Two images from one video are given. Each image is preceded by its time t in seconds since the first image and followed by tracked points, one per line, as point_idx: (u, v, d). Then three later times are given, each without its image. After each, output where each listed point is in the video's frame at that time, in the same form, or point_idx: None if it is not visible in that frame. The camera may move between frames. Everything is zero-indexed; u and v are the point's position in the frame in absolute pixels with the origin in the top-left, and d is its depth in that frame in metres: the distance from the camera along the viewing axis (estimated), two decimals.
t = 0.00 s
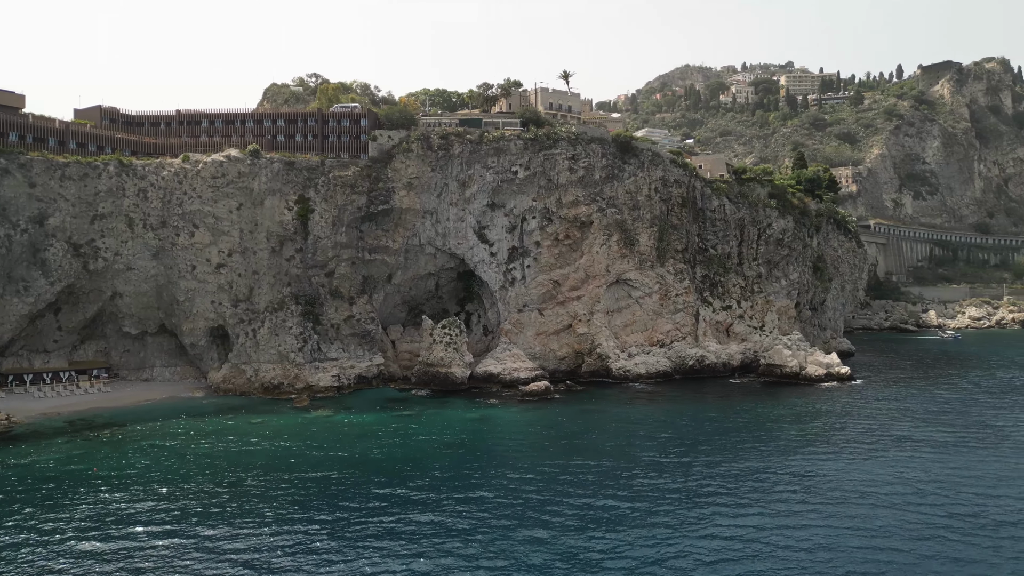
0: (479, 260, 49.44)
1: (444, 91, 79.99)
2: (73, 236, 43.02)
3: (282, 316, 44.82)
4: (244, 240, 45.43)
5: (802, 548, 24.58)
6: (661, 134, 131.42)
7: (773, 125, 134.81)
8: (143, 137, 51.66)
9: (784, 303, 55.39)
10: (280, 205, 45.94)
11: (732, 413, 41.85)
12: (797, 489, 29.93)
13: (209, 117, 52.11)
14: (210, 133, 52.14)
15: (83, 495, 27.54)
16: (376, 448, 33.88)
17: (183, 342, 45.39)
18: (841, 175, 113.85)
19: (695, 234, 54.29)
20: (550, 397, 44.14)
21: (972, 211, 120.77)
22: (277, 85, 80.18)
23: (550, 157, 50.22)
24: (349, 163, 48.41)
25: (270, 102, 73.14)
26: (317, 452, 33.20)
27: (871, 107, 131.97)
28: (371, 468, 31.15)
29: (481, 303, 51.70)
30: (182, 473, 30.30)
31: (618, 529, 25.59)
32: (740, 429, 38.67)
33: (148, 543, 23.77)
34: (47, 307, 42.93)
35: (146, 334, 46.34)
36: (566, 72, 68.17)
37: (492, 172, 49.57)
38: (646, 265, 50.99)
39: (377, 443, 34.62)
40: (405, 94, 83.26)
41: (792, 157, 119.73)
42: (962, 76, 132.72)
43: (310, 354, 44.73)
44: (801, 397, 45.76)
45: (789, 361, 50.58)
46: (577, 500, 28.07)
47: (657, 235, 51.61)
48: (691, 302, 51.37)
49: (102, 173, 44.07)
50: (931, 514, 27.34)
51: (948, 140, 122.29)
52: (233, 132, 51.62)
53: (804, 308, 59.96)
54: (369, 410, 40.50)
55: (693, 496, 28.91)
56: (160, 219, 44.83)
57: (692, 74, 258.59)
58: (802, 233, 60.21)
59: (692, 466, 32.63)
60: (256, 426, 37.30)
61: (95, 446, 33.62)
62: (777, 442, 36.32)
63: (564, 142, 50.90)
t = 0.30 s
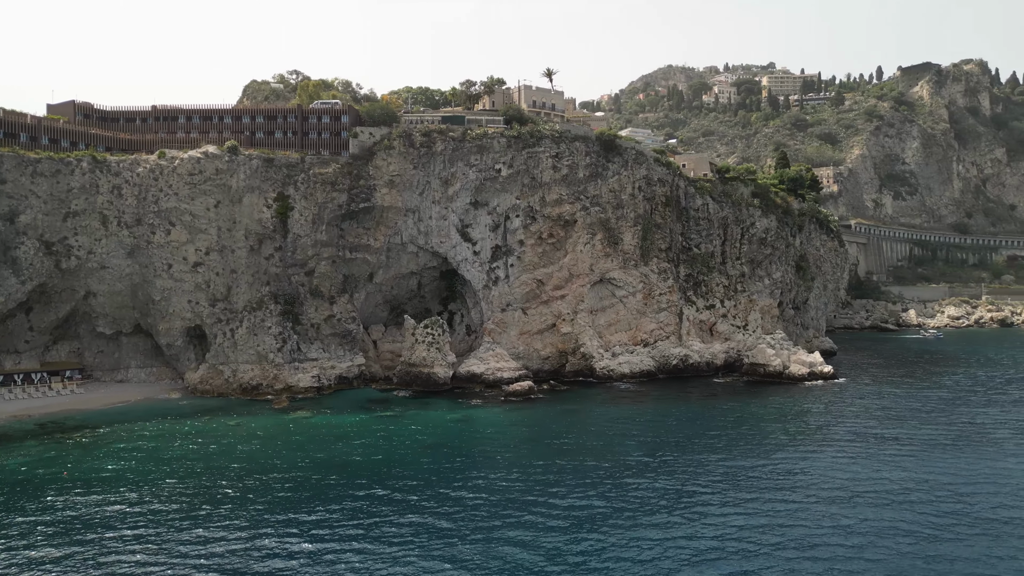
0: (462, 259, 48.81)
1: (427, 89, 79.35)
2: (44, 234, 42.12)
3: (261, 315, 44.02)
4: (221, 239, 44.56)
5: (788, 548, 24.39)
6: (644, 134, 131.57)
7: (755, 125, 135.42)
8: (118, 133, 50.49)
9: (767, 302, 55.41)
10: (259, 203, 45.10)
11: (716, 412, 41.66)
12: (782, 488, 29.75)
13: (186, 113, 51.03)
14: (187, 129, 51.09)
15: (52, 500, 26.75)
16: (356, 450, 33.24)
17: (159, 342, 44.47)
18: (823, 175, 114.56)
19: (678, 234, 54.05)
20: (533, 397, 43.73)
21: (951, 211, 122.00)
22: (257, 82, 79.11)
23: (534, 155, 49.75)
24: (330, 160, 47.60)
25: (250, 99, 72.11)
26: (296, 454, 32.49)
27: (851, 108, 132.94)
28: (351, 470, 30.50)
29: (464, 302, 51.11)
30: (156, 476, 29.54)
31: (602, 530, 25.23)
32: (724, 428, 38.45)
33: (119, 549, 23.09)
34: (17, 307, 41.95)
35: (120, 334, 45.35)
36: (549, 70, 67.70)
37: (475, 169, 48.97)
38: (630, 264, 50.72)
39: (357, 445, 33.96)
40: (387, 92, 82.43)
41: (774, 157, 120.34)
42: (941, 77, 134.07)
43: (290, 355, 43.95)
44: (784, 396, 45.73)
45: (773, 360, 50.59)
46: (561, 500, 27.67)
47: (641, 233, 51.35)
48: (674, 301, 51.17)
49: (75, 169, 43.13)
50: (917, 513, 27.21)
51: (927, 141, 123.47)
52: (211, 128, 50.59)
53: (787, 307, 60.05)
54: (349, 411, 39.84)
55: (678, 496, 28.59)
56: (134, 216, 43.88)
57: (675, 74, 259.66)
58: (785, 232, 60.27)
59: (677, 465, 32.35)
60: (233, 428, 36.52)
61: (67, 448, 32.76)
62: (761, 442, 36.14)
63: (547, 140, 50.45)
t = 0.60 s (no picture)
0: (444, 258, 48.23)
1: (409, 87, 78.68)
2: (15, 231, 41.09)
3: (239, 315, 43.20)
4: (198, 237, 43.67)
5: (774, 547, 24.20)
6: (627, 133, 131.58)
7: (737, 126, 135.95)
8: (91, 128, 49.29)
9: (750, 301, 55.43)
10: (237, 200, 44.26)
11: (700, 412, 41.50)
12: (767, 487, 29.59)
13: (162, 109, 49.95)
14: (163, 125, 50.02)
15: (21, 504, 25.95)
16: (337, 452, 32.60)
17: (134, 342, 43.53)
18: (805, 175, 115.19)
19: (662, 233, 53.81)
20: (517, 397, 43.31)
21: (930, 211, 123.24)
22: (236, 79, 77.97)
23: (517, 153, 49.29)
24: (310, 157, 46.84)
25: (229, 95, 71.00)
26: (275, 456, 31.81)
27: (832, 109, 133.86)
28: (330, 472, 29.88)
29: (446, 302, 50.53)
30: (130, 479, 28.77)
31: (587, 531, 24.89)
32: (708, 428, 38.27)
33: (90, 554, 22.39)
34: None
35: (94, 334, 44.35)
36: (533, 68, 67.25)
37: (457, 167, 48.39)
38: (613, 263, 50.45)
39: (337, 446, 33.32)
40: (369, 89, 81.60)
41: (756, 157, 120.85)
42: (920, 79, 135.41)
43: (269, 355, 43.15)
44: (768, 395, 45.70)
45: (756, 360, 50.57)
46: (546, 501, 27.29)
47: (624, 232, 51.11)
48: (658, 300, 50.97)
49: (46, 165, 42.10)
50: (902, 513, 27.07)
51: (907, 142, 124.62)
52: (187, 124, 49.56)
53: (770, 307, 60.13)
54: (330, 412, 39.19)
55: (663, 496, 28.25)
56: (109, 214, 42.92)
57: (658, 74, 260.50)
58: (768, 231, 60.32)
59: (662, 464, 32.09)
60: (210, 430, 35.75)
61: (37, 451, 31.90)
62: (746, 441, 36.00)
63: (531, 138, 50.00)
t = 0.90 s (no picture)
0: (427, 257, 47.66)
1: (392, 85, 77.94)
2: None
3: (217, 315, 42.39)
4: (174, 235, 42.79)
5: (761, 545, 24.04)
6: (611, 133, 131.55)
7: (720, 126, 136.43)
8: (65, 124, 48.16)
9: (733, 301, 55.43)
10: (214, 198, 43.44)
11: (684, 411, 41.30)
12: (753, 486, 29.42)
13: (138, 104, 48.84)
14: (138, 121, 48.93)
15: None
16: (316, 454, 31.95)
17: (108, 343, 42.58)
18: (787, 175, 115.79)
19: (647, 232, 53.51)
20: (500, 397, 42.86)
21: (910, 212, 124.42)
22: (216, 76, 76.76)
23: (500, 151, 48.79)
24: (290, 154, 46.10)
25: (208, 92, 69.89)
26: (253, 458, 31.14)
27: (814, 110, 134.69)
28: (310, 474, 29.27)
29: (429, 301, 49.92)
30: (101, 483, 28.01)
31: (571, 531, 24.55)
32: (693, 427, 38.06)
33: (59, 561, 21.73)
34: None
35: (67, 335, 43.32)
36: (516, 65, 66.78)
37: (440, 165, 47.79)
38: (597, 262, 50.14)
39: (317, 448, 32.65)
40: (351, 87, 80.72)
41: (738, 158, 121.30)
42: (900, 80, 136.66)
43: (247, 356, 42.35)
44: (752, 395, 45.63)
45: (740, 359, 50.57)
46: (529, 501, 26.90)
47: (608, 231, 50.86)
48: (642, 300, 50.76)
49: (17, 162, 41.12)
50: (888, 511, 26.87)
51: (887, 142, 125.68)
52: (163, 120, 48.59)
53: (753, 306, 60.20)
54: (310, 414, 38.51)
55: (648, 496, 27.92)
56: (82, 211, 41.97)
57: (641, 74, 261.51)
58: (751, 231, 60.34)
59: (647, 464, 31.81)
60: (187, 432, 34.97)
61: (7, 454, 31.04)
62: (730, 440, 35.82)
63: (514, 136, 49.50)
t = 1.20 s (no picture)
0: (409, 256, 47.04)
1: (374, 82, 77.19)
2: None
3: (194, 314, 41.52)
4: (150, 233, 41.87)
5: (747, 544, 23.80)
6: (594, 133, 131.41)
7: (703, 126, 136.84)
8: (37, 119, 46.98)
9: (717, 300, 55.37)
10: (191, 195, 42.58)
11: (669, 411, 41.09)
12: (737, 485, 29.23)
13: (112, 99, 47.75)
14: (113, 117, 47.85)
15: None
16: (295, 456, 31.28)
17: (81, 343, 41.57)
18: (769, 175, 116.30)
19: (631, 231, 53.27)
20: (483, 397, 42.39)
21: (890, 212, 125.53)
22: (194, 72, 75.52)
23: (483, 149, 48.29)
24: (269, 151, 45.34)
25: (186, 89, 68.70)
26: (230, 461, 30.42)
27: (795, 110, 135.51)
28: (288, 477, 28.61)
29: (411, 301, 49.29)
30: (72, 487, 27.19)
31: (555, 532, 24.17)
32: (678, 427, 37.83)
33: (25, 568, 20.99)
34: None
35: (38, 335, 42.22)
36: (500, 63, 66.30)
37: (422, 163, 47.17)
38: (581, 261, 49.81)
39: (296, 451, 31.98)
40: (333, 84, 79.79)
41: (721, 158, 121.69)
42: (880, 82, 137.99)
43: (225, 356, 41.51)
44: (736, 394, 45.55)
45: (724, 358, 50.50)
46: (513, 502, 26.49)
47: (592, 230, 50.55)
48: (626, 299, 50.51)
49: None
50: (873, 510, 26.78)
51: (867, 143, 126.72)
52: (139, 116, 47.59)
53: (736, 305, 60.23)
54: (289, 415, 37.81)
55: (633, 496, 27.62)
56: (54, 208, 40.93)
57: (624, 74, 262.25)
58: (734, 230, 60.32)
59: (631, 464, 31.52)
60: (162, 434, 34.15)
61: None
62: (715, 440, 35.64)
63: (497, 134, 49.03)
